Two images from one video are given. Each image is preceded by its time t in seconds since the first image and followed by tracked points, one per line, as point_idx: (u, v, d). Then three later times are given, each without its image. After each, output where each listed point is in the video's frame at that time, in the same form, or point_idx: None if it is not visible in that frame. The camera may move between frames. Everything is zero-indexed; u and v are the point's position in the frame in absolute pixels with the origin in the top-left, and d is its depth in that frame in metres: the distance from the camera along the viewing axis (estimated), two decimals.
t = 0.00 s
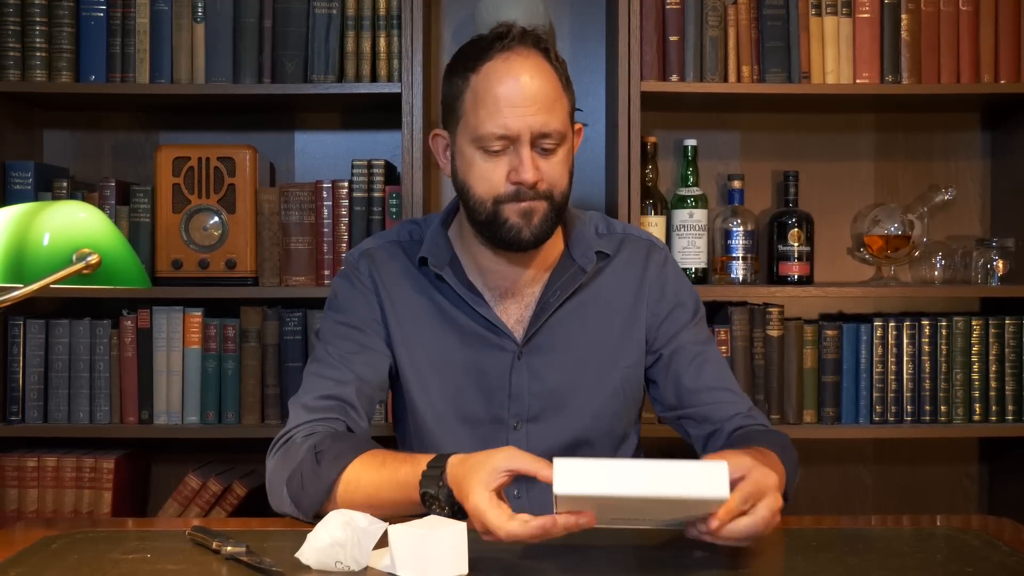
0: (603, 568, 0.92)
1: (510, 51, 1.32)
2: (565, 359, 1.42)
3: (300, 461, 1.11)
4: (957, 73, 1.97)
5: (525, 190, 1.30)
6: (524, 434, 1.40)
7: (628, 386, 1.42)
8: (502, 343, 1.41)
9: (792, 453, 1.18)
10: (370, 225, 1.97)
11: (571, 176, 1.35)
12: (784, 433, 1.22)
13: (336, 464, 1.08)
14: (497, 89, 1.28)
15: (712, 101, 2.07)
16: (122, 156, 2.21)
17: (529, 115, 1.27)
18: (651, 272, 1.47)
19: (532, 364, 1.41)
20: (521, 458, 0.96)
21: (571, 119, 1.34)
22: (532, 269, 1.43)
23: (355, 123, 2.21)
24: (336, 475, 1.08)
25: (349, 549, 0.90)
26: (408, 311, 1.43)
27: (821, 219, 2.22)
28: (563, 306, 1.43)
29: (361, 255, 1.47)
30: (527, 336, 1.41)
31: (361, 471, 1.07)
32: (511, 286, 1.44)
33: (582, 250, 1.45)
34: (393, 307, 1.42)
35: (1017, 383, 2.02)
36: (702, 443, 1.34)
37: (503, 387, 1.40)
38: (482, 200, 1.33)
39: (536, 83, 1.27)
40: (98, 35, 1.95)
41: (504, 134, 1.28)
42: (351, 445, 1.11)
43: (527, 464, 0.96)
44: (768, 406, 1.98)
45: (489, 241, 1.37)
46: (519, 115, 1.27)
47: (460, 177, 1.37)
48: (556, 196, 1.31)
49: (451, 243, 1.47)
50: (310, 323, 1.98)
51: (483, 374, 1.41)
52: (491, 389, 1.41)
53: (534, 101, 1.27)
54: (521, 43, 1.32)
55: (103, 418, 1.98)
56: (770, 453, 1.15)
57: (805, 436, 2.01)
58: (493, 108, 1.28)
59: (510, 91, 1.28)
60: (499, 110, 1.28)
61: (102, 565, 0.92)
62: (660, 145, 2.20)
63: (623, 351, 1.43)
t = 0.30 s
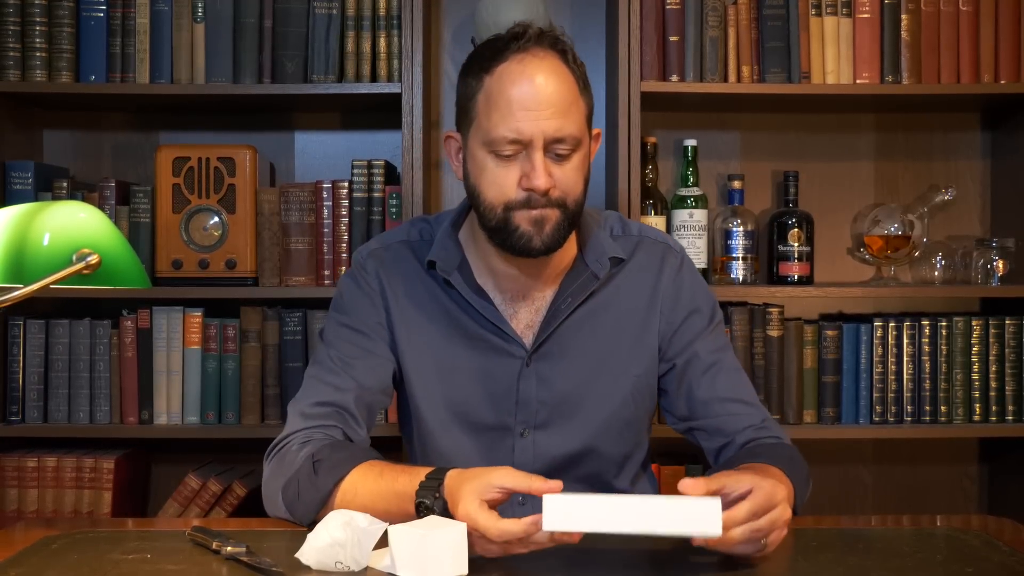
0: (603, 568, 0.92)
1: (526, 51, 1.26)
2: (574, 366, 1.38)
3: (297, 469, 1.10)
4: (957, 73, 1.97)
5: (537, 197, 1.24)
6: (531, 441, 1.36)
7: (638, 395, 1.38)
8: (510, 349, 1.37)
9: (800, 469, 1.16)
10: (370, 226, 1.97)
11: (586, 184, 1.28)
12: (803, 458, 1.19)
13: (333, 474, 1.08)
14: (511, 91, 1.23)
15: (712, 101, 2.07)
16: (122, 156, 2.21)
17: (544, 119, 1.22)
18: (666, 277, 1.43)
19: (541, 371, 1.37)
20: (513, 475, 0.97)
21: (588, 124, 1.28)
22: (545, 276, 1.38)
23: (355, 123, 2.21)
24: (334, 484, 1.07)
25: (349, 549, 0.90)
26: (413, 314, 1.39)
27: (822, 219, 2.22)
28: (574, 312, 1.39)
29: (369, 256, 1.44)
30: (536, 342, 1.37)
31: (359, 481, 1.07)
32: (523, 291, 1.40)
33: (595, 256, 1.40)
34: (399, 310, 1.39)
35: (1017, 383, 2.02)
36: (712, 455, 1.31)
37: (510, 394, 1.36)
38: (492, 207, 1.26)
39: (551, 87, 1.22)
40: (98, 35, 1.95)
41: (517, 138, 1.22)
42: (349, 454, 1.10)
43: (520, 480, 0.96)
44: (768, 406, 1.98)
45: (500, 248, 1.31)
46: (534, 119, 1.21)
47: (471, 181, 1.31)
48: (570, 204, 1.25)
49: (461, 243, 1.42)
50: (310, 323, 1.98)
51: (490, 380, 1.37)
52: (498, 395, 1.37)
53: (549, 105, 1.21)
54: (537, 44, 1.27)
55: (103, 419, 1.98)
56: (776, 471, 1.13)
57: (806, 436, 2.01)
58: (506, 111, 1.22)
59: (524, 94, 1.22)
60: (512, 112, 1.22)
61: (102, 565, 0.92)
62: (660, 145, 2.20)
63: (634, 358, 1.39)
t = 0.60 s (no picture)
0: (602, 567, 0.92)
1: (547, 56, 1.22)
2: (584, 368, 1.35)
3: (296, 472, 1.10)
4: (957, 73, 1.97)
5: (552, 206, 1.21)
6: (538, 444, 1.34)
7: (648, 398, 1.37)
8: (519, 351, 1.34)
9: (811, 470, 1.16)
10: (370, 225, 1.97)
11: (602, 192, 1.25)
12: (816, 462, 1.19)
13: (331, 476, 1.07)
14: (530, 97, 1.19)
15: (712, 101, 2.07)
16: (122, 156, 2.21)
17: (562, 127, 1.18)
18: (679, 278, 1.42)
19: (549, 373, 1.35)
20: (509, 480, 0.97)
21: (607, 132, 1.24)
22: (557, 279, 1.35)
23: (355, 123, 2.21)
24: (333, 487, 1.07)
25: (349, 549, 0.90)
26: (419, 315, 1.38)
27: (821, 219, 2.22)
28: (585, 315, 1.37)
29: (376, 253, 1.42)
30: (545, 345, 1.35)
31: (357, 483, 1.06)
32: (533, 292, 1.38)
33: (607, 257, 1.38)
34: (405, 311, 1.37)
35: (1016, 383, 2.02)
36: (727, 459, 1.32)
37: (518, 395, 1.34)
38: (506, 213, 1.24)
39: (572, 95, 1.19)
40: (98, 35, 1.95)
41: (534, 145, 1.19)
42: (348, 457, 1.10)
43: (516, 484, 0.96)
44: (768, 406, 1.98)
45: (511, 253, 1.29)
46: (552, 127, 1.18)
47: (485, 184, 1.28)
48: (584, 214, 1.22)
49: (471, 242, 1.40)
50: (310, 323, 1.98)
51: (497, 383, 1.34)
52: (506, 397, 1.35)
53: (569, 113, 1.18)
54: (559, 48, 1.23)
55: (103, 418, 1.98)
56: (782, 472, 1.14)
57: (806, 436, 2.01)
58: (524, 117, 1.19)
59: (544, 100, 1.19)
60: (530, 119, 1.19)
61: (101, 565, 0.92)
62: (660, 145, 2.20)
63: (643, 360, 1.37)
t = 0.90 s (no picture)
0: (602, 567, 0.92)
1: (547, 55, 1.22)
2: (584, 368, 1.35)
3: (294, 472, 1.10)
4: (957, 73, 1.97)
5: (553, 205, 1.21)
6: (539, 444, 1.34)
7: (649, 397, 1.37)
8: (519, 352, 1.34)
9: (813, 471, 1.16)
10: (370, 225, 1.97)
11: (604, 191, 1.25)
12: (819, 462, 1.19)
13: (329, 475, 1.08)
14: (531, 96, 1.19)
15: (712, 101, 2.07)
16: (122, 156, 2.21)
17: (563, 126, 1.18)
18: (679, 277, 1.41)
19: (550, 373, 1.35)
20: (513, 484, 0.98)
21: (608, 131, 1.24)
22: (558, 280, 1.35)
23: (355, 123, 2.21)
24: (330, 485, 1.07)
25: (349, 549, 0.90)
26: (420, 315, 1.38)
27: (821, 219, 2.22)
28: (584, 314, 1.37)
29: (376, 253, 1.42)
30: (545, 345, 1.35)
31: (354, 481, 1.07)
32: (534, 293, 1.37)
33: (607, 256, 1.38)
34: (405, 311, 1.37)
35: (1016, 383, 2.02)
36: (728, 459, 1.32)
37: (519, 396, 1.34)
38: (508, 213, 1.24)
39: (573, 94, 1.19)
40: (97, 35, 1.95)
41: (536, 145, 1.19)
42: (345, 456, 1.10)
43: (520, 489, 0.97)
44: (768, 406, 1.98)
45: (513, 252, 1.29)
46: (553, 126, 1.18)
47: (487, 185, 1.28)
48: (586, 213, 1.22)
49: (471, 242, 1.39)
50: (310, 323, 1.98)
51: (498, 383, 1.35)
52: (507, 397, 1.35)
53: (570, 112, 1.18)
54: (559, 48, 1.23)
55: (103, 418, 1.98)
56: (783, 472, 1.14)
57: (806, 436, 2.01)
58: (525, 116, 1.19)
59: (544, 99, 1.19)
60: (532, 118, 1.19)
61: (102, 565, 0.92)
62: (660, 145, 2.20)
63: (643, 360, 1.37)
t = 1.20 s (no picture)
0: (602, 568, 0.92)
1: (559, 48, 1.23)
2: (579, 367, 1.35)
3: (283, 463, 1.09)
4: (957, 73, 1.97)
5: (540, 194, 1.21)
6: (536, 443, 1.34)
7: (644, 393, 1.37)
8: (515, 351, 1.34)
9: (828, 466, 1.16)
10: (370, 225, 1.97)
11: (592, 194, 1.25)
12: (831, 453, 1.19)
13: (320, 470, 1.07)
14: (535, 81, 1.20)
15: (712, 101, 2.07)
16: (122, 156, 2.21)
17: (562, 116, 1.19)
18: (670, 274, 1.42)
19: (545, 373, 1.35)
20: (519, 489, 0.97)
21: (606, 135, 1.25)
22: (548, 277, 1.35)
23: (356, 123, 2.21)
24: (320, 480, 1.06)
25: (349, 550, 0.91)
26: (412, 315, 1.37)
27: (821, 219, 2.22)
28: (579, 314, 1.37)
29: (367, 253, 1.40)
30: (541, 345, 1.34)
31: (348, 479, 1.06)
32: (524, 292, 1.37)
33: (599, 255, 1.39)
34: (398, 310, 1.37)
35: (1016, 383, 2.02)
36: (737, 445, 1.31)
37: (514, 396, 1.34)
38: (494, 198, 1.24)
39: (576, 86, 1.19)
40: (97, 35, 1.95)
41: (532, 130, 1.19)
42: (338, 454, 1.10)
43: (527, 494, 0.96)
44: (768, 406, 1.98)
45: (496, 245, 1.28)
46: (552, 115, 1.19)
47: (479, 168, 1.27)
48: (571, 211, 1.22)
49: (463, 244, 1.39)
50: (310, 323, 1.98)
51: (494, 383, 1.34)
52: (503, 397, 1.34)
53: (570, 104, 1.19)
54: (571, 45, 1.24)
55: (103, 418, 1.98)
56: (801, 472, 1.12)
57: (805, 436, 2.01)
58: (526, 101, 1.20)
59: (548, 87, 1.19)
60: (532, 104, 1.19)
61: (101, 565, 0.92)
62: (660, 145, 2.20)
63: (638, 358, 1.38)
